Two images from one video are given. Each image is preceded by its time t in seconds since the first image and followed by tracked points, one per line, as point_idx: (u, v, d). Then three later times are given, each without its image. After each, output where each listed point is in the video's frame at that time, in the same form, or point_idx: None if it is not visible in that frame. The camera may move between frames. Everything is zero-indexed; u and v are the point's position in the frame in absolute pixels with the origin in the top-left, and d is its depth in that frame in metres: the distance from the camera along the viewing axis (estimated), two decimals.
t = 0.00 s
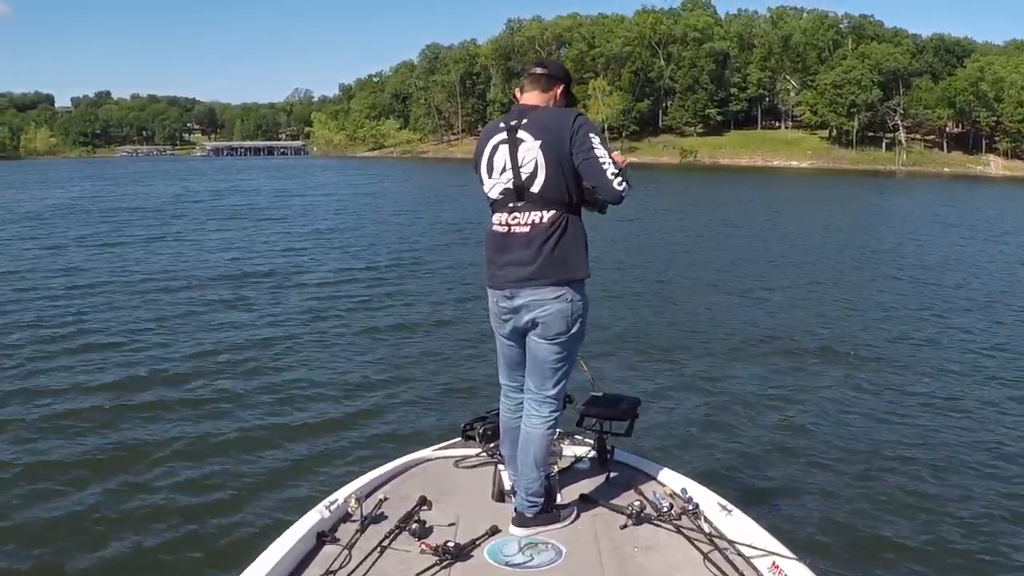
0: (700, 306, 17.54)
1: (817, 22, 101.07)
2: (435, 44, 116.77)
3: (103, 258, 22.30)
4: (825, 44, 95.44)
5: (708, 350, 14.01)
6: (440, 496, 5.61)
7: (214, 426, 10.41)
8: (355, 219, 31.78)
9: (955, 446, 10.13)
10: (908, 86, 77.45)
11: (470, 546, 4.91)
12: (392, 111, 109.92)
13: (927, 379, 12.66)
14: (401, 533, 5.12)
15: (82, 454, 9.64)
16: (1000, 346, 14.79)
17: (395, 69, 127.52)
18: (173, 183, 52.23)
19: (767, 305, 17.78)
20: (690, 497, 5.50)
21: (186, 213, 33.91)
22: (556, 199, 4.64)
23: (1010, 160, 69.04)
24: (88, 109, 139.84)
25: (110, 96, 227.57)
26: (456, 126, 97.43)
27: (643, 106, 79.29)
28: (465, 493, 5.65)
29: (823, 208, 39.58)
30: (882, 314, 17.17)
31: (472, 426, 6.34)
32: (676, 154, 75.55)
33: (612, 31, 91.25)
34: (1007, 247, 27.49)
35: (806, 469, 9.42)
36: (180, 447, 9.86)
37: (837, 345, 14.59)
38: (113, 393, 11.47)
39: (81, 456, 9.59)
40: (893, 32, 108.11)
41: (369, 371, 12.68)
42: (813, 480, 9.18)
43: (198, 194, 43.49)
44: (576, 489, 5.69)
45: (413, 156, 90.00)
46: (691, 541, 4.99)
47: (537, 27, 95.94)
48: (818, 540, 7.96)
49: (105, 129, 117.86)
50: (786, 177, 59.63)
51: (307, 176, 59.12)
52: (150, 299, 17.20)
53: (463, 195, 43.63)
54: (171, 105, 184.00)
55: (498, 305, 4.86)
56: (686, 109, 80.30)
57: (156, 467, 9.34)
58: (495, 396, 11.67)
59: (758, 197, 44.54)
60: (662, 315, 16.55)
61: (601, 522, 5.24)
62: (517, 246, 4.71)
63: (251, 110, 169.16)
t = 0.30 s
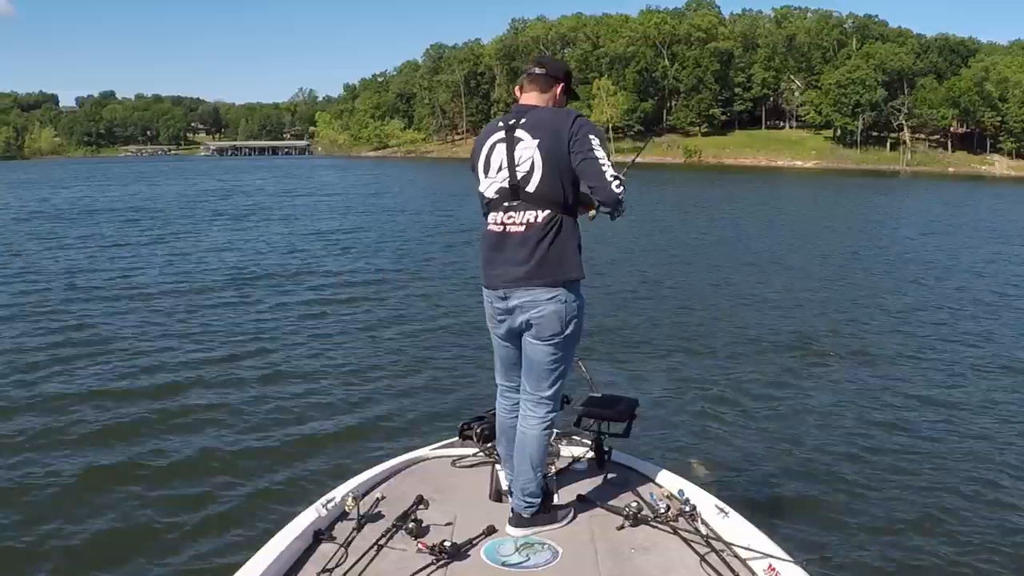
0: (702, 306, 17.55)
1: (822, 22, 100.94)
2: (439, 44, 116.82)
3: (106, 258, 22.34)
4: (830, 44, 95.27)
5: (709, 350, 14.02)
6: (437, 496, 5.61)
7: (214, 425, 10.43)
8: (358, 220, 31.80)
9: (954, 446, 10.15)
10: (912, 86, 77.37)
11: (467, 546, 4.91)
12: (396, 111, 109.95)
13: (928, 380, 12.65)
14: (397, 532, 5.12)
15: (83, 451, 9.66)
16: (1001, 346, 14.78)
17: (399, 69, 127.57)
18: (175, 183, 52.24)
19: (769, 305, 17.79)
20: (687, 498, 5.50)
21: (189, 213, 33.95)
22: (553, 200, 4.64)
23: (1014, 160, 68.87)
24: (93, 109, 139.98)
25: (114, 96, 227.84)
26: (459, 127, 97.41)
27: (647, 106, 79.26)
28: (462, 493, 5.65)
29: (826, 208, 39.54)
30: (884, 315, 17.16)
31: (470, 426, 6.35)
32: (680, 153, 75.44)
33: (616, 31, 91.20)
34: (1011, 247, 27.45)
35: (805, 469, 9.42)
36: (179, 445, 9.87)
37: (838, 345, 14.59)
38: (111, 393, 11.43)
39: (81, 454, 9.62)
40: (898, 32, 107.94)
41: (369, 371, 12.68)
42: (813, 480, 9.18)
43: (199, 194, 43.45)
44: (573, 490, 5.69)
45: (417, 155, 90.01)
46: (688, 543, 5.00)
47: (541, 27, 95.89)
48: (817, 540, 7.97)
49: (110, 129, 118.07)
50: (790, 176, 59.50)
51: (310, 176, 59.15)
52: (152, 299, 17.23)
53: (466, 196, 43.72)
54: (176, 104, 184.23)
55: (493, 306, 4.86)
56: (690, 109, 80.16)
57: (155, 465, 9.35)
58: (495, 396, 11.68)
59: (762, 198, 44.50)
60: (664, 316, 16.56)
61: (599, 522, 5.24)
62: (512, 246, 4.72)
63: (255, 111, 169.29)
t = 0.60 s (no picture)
0: (704, 306, 17.55)
1: (826, 21, 100.82)
2: (444, 45, 116.96)
3: (111, 258, 22.41)
4: (835, 43, 95.18)
5: (710, 350, 14.03)
6: (436, 495, 5.63)
7: (217, 423, 10.46)
8: (362, 220, 31.86)
9: (955, 446, 10.12)
10: (917, 85, 77.25)
11: (466, 547, 4.92)
12: (401, 112, 110.09)
13: (931, 380, 12.63)
14: (397, 531, 5.13)
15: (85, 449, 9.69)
16: (1004, 346, 14.77)
17: (404, 69, 127.67)
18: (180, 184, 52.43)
19: (771, 305, 17.79)
20: (686, 499, 5.50)
21: (194, 214, 34.05)
22: (548, 202, 4.65)
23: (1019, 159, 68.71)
24: (99, 110, 140.32)
25: (119, 97, 228.43)
26: (464, 127, 97.49)
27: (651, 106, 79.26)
28: (461, 492, 5.66)
29: (831, 208, 39.48)
30: (887, 315, 17.14)
31: (469, 426, 6.38)
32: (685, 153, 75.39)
33: (621, 31, 91.22)
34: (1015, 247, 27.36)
35: (806, 469, 9.42)
36: (181, 442, 9.90)
37: (840, 345, 14.58)
38: (114, 392, 11.46)
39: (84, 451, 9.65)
40: (902, 32, 107.76)
41: (370, 371, 12.69)
42: (813, 479, 9.18)
43: (204, 194, 43.57)
44: (572, 490, 5.70)
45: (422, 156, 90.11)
46: (686, 543, 5.01)
47: (546, 28, 95.92)
48: (816, 540, 7.95)
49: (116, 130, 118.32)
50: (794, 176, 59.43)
51: (315, 177, 59.30)
52: (156, 299, 17.28)
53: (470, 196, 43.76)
54: (180, 104, 184.60)
55: (488, 306, 4.88)
56: (695, 109, 80.10)
57: (158, 462, 9.39)
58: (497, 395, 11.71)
59: (766, 198, 44.49)
60: (666, 316, 16.56)
61: (598, 523, 5.25)
62: (507, 246, 4.74)
63: (260, 111, 169.52)
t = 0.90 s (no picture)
0: (708, 305, 17.58)
1: (831, 20, 100.67)
2: (449, 44, 116.99)
3: (116, 258, 22.49)
4: (840, 42, 95.02)
5: (713, 349, 14.08)
6: (439, 496, 5.66)
7: (221, 425, 10.52)
8: (366, 220, 31.93)
9: (958, 445, 10.11)
10: (921, 85, 77.14)
11: (469, 546, 4.95)
12: (405, 111, 110.18)
13: (934, 379, 12.66)
14: (400, 532, 5.16)
15: (92, 450, 9.76)
16: (1009, 344, 14.78)
17: (408, 69, 127.71)
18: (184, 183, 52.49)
19: (774, 303, 17.89)
20: (689, 498, 5.51)
21: (199, 213, 34.13)
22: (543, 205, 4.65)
23: None
24: (103, 110, 140.52)
25: (124, 97, 229.17)
26: (469, 126, 97.47)
27: (656, 106, 79.24)
28: (464, 493, 5.69)
29: (836, 207, 39.43)
30: (890, 313, 17.16)
31: (472, 426, 6.42)
32: (689, 153, 75.32)
33: (625, 30, 91.14)
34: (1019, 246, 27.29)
35: (808, 467, 9.45)
36: (185, 443, 9.96)
37: (843, 343, 14.62)
38: (120, 392, 11.53)
39: (90, 452, 9.71)
40: (907, 30, 107.54)
41: (373, 372, 12.70)
42: (816, 479, 9.18)
43: (210, 194, 43.69)
44: (574, 490, 5.72)
45: (427, 156, 90.20)
46: (690, 542, 5.02)
47: (551, 27, 95.84)
48: (820, 539, 7.96)
49: (120, 130, 118.71)
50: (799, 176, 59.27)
51: (320, 176, 59.37)
52: (161, 299, 17.36)
53: (475, 195, 43.79)
54: (185, 104, 184.83)
55: (485, 302, 4.94)
56: (700, 108, 79.94)
57: (162, 464, 9.43)
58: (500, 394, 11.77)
59: (771, 197, 44.46)
60: (669, 314, 16.59)
61: (601, 522, 5.27)
62: (502, 244, 4.77)
63: (265, 111, 169.62)
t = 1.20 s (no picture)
0: (712, 305, 17.58)
1: (836, 21, 100.61)
2: (453, 45, 117.08)
3: (120, 258, 22.54)
4: (845, 44, 94.92)
5: (716, 349, 14.08)
6: (441, 496, 5.66)
7: (225, 423, 10.53)
8: (371, 220, 31.97)
9: (963, 446, 10.06)
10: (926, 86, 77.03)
11: (472, 546, 4.95)
12: (410, 111, 110.29)
13: (937, 379, 12.65)
14: (403, 533, 5.17)
15: (96, 448, 9.78)
16: (1012, 346, 14.75)
17: (413, 69, 127.79)
18: (186, 183, 52.51)
19: (779, 304, 17.85)
20: (692, 498, 5.51)
21: (204, 213, 34.20)
22: (530, 201, 4.64)
23: None
24: (109, 110, 140.78)
25: (129, 97, 229.81)
26: (473, 127, 97.47)
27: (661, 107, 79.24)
28: (467, 494, 5.69)
29: (840, 208, 39.40)
30: (894, 315, 17.14)
31: (474, 427, 6.43)
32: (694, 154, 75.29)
33: (630, 31, 91.02)
34: None
35: (811, 466, 9.45)
36: (189, 442, 9.98)
37: (847, 344, 14.61)
38: (124, 391, 11.56)
39: (94, 450, 9.73)
40: (912, 32, 107.43)
41: (374, 373, 12.66)
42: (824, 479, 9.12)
43: (214, 194, 43.77)
44: (576, 489, 5.73)
45: (431, 156, 90.29)
46: (692, 542, 5.02)
47: (556, 28, 95.89)
48: (824, 538, 7.96)
49: (124, 130, 118.91)
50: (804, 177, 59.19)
51: (325, 177, 59.45)
52: (166, 299, 17.41)
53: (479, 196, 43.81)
54: (191, 105, 185.19)
55: (481, 300, 4.98)
56: (705, 109, 79.82)
57: (166, 461, 9.46)
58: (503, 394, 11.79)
59: (775, 198, 44.43)
60: (673, 315, 16.59)
61: (603, 521, 5.27)
62: (493, 240, 4.79)
63: (270, 111, 169.82)
